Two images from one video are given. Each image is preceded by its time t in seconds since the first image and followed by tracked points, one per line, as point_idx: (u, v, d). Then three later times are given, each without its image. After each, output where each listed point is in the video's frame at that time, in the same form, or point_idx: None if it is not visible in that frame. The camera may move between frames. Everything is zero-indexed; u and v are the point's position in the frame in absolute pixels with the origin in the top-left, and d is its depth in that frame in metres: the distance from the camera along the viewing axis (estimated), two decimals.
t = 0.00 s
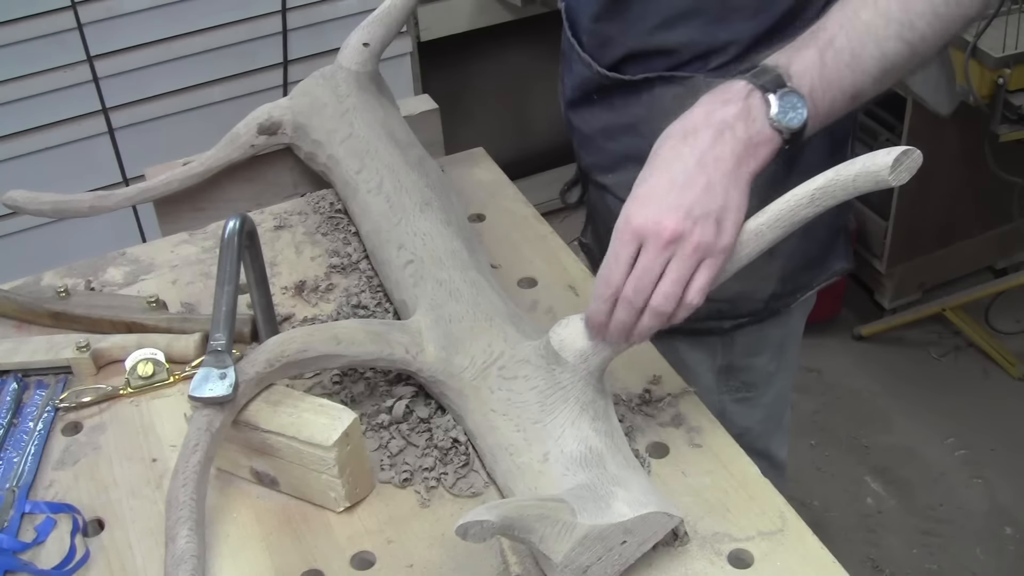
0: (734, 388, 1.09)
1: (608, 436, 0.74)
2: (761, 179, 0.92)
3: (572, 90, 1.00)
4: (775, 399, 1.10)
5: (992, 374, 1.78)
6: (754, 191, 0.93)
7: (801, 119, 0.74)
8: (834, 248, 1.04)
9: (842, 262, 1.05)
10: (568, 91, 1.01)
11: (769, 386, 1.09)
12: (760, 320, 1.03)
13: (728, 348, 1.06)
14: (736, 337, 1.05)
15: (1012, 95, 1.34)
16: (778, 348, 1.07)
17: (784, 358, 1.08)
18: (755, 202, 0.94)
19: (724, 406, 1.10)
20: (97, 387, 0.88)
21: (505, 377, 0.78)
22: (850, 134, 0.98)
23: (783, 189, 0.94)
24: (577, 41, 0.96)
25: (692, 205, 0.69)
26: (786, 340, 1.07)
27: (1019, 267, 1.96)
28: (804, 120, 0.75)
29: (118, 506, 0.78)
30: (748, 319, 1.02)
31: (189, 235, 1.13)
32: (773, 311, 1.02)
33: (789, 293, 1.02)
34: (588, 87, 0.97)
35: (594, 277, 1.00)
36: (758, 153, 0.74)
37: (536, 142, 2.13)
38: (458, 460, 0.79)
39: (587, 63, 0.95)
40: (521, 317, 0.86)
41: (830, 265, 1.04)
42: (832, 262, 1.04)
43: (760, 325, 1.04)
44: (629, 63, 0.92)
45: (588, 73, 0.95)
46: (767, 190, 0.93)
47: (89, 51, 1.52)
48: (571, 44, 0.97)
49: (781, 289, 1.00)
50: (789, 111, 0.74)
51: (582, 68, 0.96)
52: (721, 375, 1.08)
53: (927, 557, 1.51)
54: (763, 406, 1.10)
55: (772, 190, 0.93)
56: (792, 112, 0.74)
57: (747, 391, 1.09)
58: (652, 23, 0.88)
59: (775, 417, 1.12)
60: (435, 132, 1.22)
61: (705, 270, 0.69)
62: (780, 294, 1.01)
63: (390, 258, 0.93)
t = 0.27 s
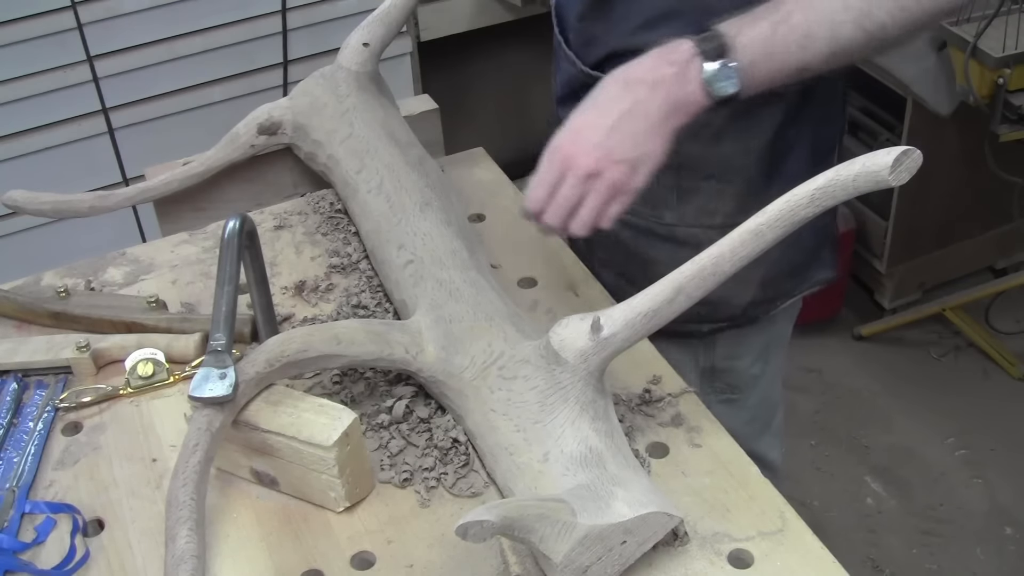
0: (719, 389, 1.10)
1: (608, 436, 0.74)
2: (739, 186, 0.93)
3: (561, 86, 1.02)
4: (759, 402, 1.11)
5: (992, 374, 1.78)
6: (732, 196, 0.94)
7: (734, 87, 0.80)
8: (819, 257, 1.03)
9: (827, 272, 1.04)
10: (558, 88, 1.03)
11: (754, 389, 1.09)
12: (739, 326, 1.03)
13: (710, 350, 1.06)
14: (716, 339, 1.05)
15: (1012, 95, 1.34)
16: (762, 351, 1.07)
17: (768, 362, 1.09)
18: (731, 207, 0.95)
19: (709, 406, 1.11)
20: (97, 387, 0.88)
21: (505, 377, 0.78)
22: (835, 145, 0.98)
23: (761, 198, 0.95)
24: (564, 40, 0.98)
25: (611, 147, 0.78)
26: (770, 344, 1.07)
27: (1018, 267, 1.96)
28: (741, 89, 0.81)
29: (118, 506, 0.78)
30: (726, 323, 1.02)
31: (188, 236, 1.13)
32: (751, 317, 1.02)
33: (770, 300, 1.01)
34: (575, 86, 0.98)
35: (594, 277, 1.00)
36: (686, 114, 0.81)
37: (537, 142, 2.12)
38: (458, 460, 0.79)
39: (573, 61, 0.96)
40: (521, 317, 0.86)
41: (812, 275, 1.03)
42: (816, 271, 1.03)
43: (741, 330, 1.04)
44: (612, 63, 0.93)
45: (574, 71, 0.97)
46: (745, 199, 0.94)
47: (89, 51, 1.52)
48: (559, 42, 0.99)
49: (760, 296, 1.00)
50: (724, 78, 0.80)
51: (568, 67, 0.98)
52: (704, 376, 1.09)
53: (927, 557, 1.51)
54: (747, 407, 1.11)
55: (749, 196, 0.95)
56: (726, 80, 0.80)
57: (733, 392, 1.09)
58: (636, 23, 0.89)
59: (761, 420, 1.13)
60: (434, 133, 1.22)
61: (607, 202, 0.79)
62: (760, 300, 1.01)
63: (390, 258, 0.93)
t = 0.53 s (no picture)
0: (706, 385, 1.10)
1: (608, 436, 0.74)
2: (719, 187, 0.92)
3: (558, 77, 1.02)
4: (750, 399, 1.09)
5: (992, 374, 1.78)
6: (710, 198, 0.93)
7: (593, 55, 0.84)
8: (804, 267, 1.02)
9: (811, 282, 1.03)
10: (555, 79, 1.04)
11: (742, 387, 1.08)
12: (718, 327, 1.03)
13: (694, 347, 1.07)
14: (701, 338, 1.06)
15: (1012, 95, 1.35)
16: (749, 350, 1.07)
17: (759, 361, 1.08)
18: (712, 208, 0.94)
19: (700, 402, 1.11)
20: (97, 387, 0.88)
21: (505, 377, 0.78)
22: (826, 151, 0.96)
23: (743, 202, 0.94)
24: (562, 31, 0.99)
25: (490, 70, 0.90)
26: (758, 344, 1.07)
27: (1018, 267, 1.96)
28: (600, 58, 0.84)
29: (118, 506, 0.78)
30: (704, 324, 1.02)
31: (189, 236, 1.13)
32: (729, 321, 1.01)
33: (749, 306, 1.00)
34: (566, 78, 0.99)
35: (594, 277, 1.00)
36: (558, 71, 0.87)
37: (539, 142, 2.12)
38: (458, 460, 0.78)
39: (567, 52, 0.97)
40: (521, 317, 0.86)
41: (795, 284, 1.02)
42: (799, 281, 1.02)
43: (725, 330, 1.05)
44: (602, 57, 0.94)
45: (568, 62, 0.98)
46: (727, 201, 0.93)
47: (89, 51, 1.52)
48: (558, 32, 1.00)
49: (739, 301, 0.99)
50: (585, 47, 0.84)
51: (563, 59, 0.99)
52: (691, 372, 1.10)
53: (927, 557, 1.51)
54: (736, 405, 1.09)
55: (730, 199, 0.93)
56: (585, 48, 0.84)
57: (720, 389, 1.09)
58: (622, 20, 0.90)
59: (752, 418, 1.11)
60: (433, 133, 1.22)
61: (483, 112, 0.92)
62: (740, 305, 1.00)
63: (389, 258, 0.93)
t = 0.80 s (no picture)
0: (706, 382, 1.10)
1: (608, 435, 0.74)
2: (719, 185, 0.92)
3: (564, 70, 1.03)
4: (751, 398, 1.09)
5: (992, 374, 1.78)
6: (709, 195, 0.93)
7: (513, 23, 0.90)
8: (806, 268, 1.01)
9: (814, 283, 1.02)
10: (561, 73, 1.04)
11: (743, 385, 1.09)
12: (716, 324, 1.03)
13: (695, 343, 1.07)
14: (703, 333, 1.06)
15: (1013, 95, 1.35)
16: (749, 349, 1.07)
17: (759, 360, 1.08)
18: (712, 205, 0.94)
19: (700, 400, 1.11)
20: (97, 387, 0.88)
21: (505, 377, 0.78)
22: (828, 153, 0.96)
23: (741, 202, 0.94)
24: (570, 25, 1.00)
25: (428, 21, 0.99)
26: (760, 341, 1.07)
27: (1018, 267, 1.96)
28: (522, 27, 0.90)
29: (118, 506, 0.78)
30: (701, 321, 1.02)
31: (188, 235, 1.13)
32: (728, 318, 1.01)
33: (748, 304, 1.00)
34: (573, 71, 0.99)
35: (594, 277, 1.00)
36: (487, 34, 0.94)
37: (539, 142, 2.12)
38: (458, 460, 0.79)
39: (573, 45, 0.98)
40: (521, 317, 0.86)
41: (796, 285, 1.01)
42: (801, 281, 1.02)
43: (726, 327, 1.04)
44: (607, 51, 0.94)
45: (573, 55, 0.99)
46: (726, 200, 0.93)
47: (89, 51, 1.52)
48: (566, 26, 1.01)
49: (737, 299, 0.99)
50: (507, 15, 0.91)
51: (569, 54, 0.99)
52: (691, 368, 1.10)
53: (927, 557, 1.51)
54: (737, 404, 1.09)
55: (729, 197, 0.93)
56: (508, 16, 0.90)
57: (721, 386, 1.09)
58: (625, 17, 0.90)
59: (751, 416, 1.11)
60: (433, 133, 1.22)
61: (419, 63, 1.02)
62: (739, 303, 1.00)
63: (389, 258, 0.93)
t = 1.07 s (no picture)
0: (710, 378, 1.10)
1: (607, 435, 0.74)
2: (721, 180, 0.92)
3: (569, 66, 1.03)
4: (754, 395, 1.09)
5: (992, 374, 1.78)
6: (712, 191, 0.93)
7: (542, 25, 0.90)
8: (809, 263, 1.01)
9: (817, 278, 1.02)
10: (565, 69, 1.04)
11: (746, 382, 1.08)
12: (719, 319, 1.03)
13: (698, 338, 1.07)
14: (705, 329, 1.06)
15: (1012, 95, 1.35)
16: (752, 345, 1.07)
17: (762, 356, 1.08)
18: (714, 200, 0.94)
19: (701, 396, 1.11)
20: (97, 387, 0.88)
21: (505, 376, 0.78)
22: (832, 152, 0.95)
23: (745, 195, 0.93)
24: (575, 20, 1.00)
25: (462, 37, 1.00)
26: (763, 337, 1.07)
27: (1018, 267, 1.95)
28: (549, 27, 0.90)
29: (118, 506, 0.78)
30: (705, 315, 1.02)
31: (188, 235, 1.13)
32: (732, 313, 1.01)
33: (751, 299, 1.00)
34: (578, 66, 0.99)
35: (595, 277, 1.00)
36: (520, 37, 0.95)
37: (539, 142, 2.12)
38: (458, 460, 0.79)
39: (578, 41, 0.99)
40: (521, 317, 0.86)
41: (799, 280, 1.01)
42: (804, 276, 1.01)
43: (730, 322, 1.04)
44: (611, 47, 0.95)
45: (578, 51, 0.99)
46: (728, 194, 0.93)
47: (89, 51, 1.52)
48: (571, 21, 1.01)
49: (741, 294, 0.99)
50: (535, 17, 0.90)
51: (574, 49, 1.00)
52: (694, 364, 1.10)
53: (927, 557, 1.51)
54: (740, 401, 1.09)
55: (731, 192, 0.93)
56: (536, 18, 0.90)
57: (723, 383, 1.09)
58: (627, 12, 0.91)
59: (753, 413, 1.11)
60: (433, 133, 1.22)
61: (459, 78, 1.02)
62: (742, 298, 1.00)
63: (389, 258, 0.93)
